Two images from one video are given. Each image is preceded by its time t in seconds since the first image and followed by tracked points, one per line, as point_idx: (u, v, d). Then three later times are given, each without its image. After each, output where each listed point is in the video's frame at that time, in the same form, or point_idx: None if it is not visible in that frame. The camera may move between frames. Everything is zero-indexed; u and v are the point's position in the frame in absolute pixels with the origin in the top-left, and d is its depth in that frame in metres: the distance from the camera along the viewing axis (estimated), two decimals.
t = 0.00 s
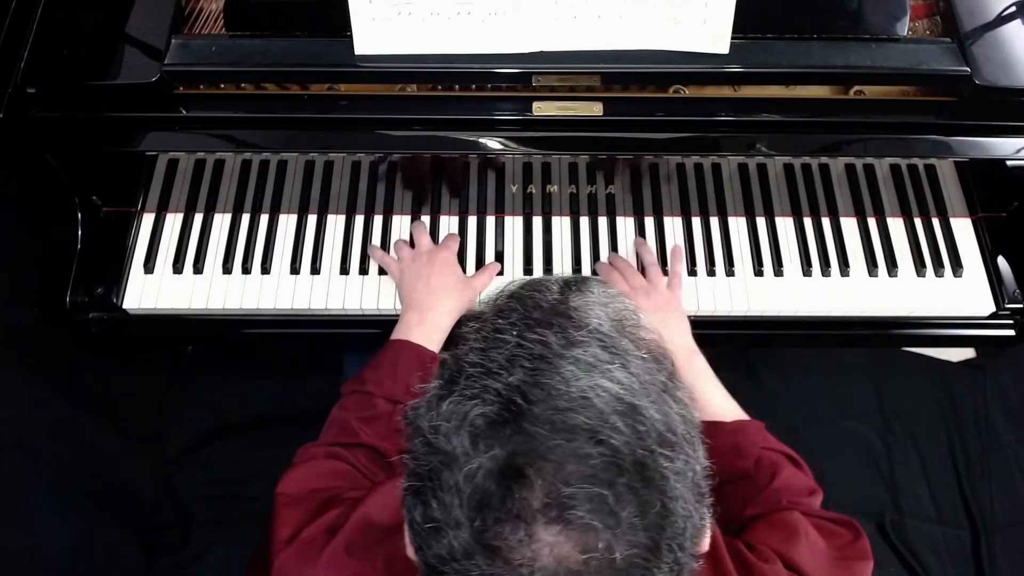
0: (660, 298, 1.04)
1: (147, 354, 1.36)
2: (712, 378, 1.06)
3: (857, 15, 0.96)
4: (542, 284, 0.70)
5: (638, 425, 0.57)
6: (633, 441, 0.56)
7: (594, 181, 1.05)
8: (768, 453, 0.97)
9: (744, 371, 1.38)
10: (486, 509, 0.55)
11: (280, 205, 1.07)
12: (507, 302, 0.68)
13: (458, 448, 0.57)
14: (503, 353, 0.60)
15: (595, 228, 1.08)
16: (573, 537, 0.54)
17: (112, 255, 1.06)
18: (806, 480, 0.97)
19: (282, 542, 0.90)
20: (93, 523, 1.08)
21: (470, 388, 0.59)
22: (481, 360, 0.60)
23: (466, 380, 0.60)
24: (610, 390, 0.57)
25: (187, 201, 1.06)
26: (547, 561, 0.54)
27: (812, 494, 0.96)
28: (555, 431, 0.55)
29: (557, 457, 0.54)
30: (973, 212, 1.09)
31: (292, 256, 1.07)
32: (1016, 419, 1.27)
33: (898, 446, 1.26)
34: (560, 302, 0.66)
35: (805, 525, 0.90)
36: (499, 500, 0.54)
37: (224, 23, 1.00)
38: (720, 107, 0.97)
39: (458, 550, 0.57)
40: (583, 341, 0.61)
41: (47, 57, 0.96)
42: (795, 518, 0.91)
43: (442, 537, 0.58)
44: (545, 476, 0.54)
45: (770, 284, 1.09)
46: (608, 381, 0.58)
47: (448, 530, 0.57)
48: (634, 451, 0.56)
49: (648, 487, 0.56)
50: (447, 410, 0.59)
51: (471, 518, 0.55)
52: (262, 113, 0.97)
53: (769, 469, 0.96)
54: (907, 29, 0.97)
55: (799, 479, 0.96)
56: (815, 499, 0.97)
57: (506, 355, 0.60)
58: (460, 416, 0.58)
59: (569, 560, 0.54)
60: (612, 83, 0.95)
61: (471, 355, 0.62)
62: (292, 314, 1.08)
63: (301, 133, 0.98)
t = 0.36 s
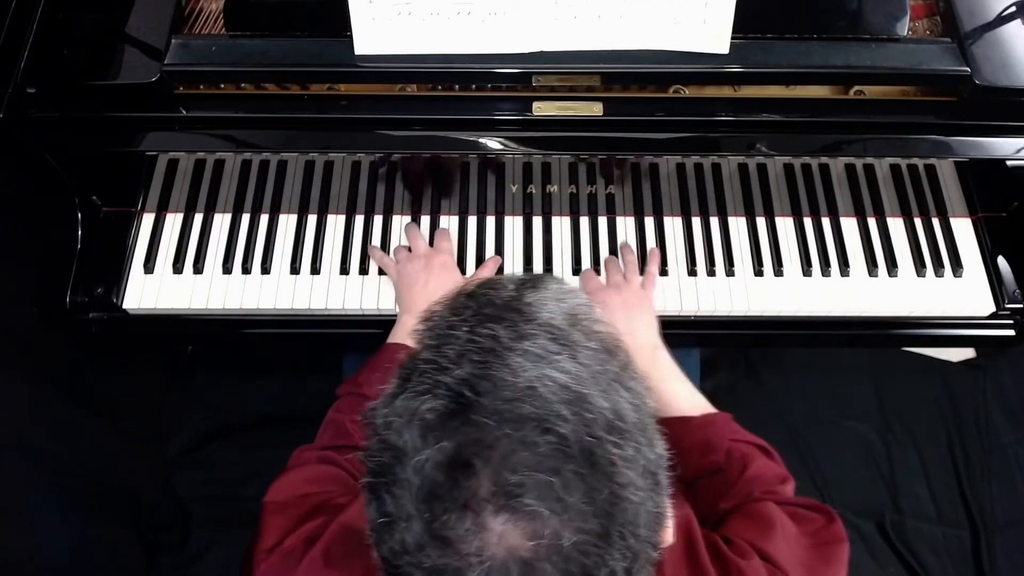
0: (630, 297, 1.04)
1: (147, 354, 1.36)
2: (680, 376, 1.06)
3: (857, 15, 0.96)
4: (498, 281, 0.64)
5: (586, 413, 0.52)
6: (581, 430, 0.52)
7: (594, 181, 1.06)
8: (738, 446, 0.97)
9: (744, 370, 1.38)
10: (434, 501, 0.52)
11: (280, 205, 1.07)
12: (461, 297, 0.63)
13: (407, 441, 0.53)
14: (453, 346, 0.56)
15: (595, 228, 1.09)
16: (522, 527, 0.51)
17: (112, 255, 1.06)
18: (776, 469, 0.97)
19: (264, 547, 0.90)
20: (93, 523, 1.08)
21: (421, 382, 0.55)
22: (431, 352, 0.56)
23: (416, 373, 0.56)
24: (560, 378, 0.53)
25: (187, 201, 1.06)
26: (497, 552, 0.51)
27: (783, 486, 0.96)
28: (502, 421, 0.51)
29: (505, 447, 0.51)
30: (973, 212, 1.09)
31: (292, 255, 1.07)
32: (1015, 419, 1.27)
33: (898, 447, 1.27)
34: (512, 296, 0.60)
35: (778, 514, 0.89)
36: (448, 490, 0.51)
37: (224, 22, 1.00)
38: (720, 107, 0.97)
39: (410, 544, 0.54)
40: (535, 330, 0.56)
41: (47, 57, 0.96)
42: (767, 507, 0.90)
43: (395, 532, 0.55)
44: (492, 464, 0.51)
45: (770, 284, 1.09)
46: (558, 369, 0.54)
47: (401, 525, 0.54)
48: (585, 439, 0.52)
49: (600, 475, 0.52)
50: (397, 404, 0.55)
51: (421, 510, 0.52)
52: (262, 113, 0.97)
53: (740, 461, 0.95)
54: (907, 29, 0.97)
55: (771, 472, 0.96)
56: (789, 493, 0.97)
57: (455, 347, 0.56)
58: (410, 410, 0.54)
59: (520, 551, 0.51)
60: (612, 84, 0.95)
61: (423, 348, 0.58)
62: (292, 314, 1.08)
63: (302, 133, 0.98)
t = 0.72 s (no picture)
0: (594, 292, 1.07)
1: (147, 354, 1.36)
2: (650, 362, 1.09)
3: (857, 15, 0.96)
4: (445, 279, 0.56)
5: (533, 437, 0.47)
6: (527, 455, 0.46)
7: (594, 181, 1.06)
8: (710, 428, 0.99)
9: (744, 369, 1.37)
10: (376, 526, 0.49)
11: (280, 205, 1.07)
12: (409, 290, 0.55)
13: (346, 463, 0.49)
14: (392, 361, 0.49)
15: (595, 228, 1.09)
16: (465, 552, 0.47)
17: (113, 255, 1.06)
18: (749, 449, 0.98)
19: (243, 544, 0.91)
20: (93, 523, 1.08)
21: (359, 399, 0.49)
22: (372, 364, 0.50)
23: (356, 388, 0.50)
24: (507, 400, 0.47)
25: (187, 201, 1.06)
26: None
27: (755, 466, 0.97)
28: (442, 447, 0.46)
29: (446, 473, 0.47)
30: (973, 212, 1.09)
31: (292, 256, 1.07)
32: (1015, 419, 1.27)
33: (898, 447, 1.27)
34: (461, 299, 0.52)
35: (745, 503, 0.89)
36: (390, 513, 0.48)
37: (224, 22, 1.00)
38: (720, 107, 0.97)
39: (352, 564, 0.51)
40: (483, 340, 0.49)
41: (47, 57, 0.95)
42: (734, 496, 0.90)
43: (336, 549, 0.52)
44: (434, 489, 0.47)
45: (770, 284, 1.09)
46: (505, 388, 0.47)
47: (341, 544, 0.51)
48: (532, 467, 0.46)
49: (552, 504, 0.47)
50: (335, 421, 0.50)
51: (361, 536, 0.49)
52: (262, 113, 0.97)
53: (712, 441, 0.98)
54: (907, 29, 0.97)
55: (741, 454, 0.97)
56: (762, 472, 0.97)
57: (396, 360, 0.49)
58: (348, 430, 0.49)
59: None
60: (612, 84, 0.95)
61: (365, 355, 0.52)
62: (292, 314, 1.08)
63: (302, 132, 0.98)
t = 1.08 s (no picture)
0: (561, 286, 1.05)
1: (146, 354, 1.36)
2: (619, 357, 1.07)
3: (857, 15, 0.96)
4: (386, 290, 0.62)
5: (457, 447, 0.51)
6: (453, 465, 0.51)
7: (594, 181, 1.05)
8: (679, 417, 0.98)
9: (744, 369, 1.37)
10: (309, 539, 0.53)
11: (280, 205, 1.07)
12: (346, 314, 0.61)
13: (283, 478, 0.54)
14: (327, 379, 0.55)
15: (595, 228, 1.09)
16: (395, 562, 0.51)
17: (113, 255, 1.06)
18: (719, 435, 0.97)
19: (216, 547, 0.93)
20: (93, 523, 1.08)
21: (297, 417, 0.54)
22: (309, 382, 0.55)
23: (294, 406, 0.55)
24: (431, 411, 0.52)
25: (187, 201, 1.06)
26: None
27: (724, 453, 0.95)
28: (370, 460, 0.51)
29: (374, 487, 0.51)
30: (973, 212, 1.09)
31: (292, 255, 1.07)
32: (1015, 419, 1.27)
33: (898, 447, 1.27)
34: (396, 316, 0.58)
35: (711, 491, 0.87)
36: (321, 528, 0.52)
37: (223, 22, 1.00)
38: (720, 107, 0.97)
39: None
40: (411, 357, 0.54)
41: (47, 58, 0.96)
42: (700, 487, 0.88)
43: (277, 562, 0.56)
44: (362, 504, 0.51)
45: (770, 284, 1.09)
46: (430, 401, 0.52)
47: (281, 558, 0.56)
48: (457, 476, 0.51)
49: (476, 511, 0.51)
50: (275, 439, 0.55)
51: (297, 548, 0.54)
52: (262, 113, 0.97)
53: (681, 430, 0.96)
54: (907, 29, 0.97)
55: (709, 442, 0.95)
56: (731, 457, 0.95)
57: (330, 379, 0.54)
58: (287, 446, 0.54)
59: None
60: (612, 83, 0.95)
61: (302, 376, 0.57)
62: (292, 314, 1.08)
63: (302, 132, 0.98)
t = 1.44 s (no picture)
0: (528, 277, 1.05)
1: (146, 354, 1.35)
2: (586, 347, 1.08)
3: (857, 15, 0.96)
4: (345, 284, 0.66)
5: (400, 433, 0.52)
6: (397, 450, 0.52)
7: (594, 181, 1.05)
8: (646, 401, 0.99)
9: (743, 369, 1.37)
10: (258, 525, 0.54)
11: (280, 205, 1.07)
12: (304, 309, 0.64)
13: (234, 465, 0.56)
14: (279, 369, 0.57)
15: (595, 229, 1.09)
16: (339, 547, 0.52)
17: (113, 255, 1.06)
18: (685, 418, 0.98)
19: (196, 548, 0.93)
20: (93, 523, 1.08)
21: (251, 407, 0.56)
22: (263, 374, 0.58)
23: (248, 397, 0.58)
24: (375, 398, 0.54)
25: (187, 201, 1.06)
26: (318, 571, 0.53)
27: (692, 436, 0.96)
28: (315, 446, 0.52)
29: (317, 472, 0.52)
30: (973, 212, 1.09)
31: (292, 255, 1.07)
32: (1015, 419, 1.27)
33: (897, 446, 1.27)
34: (349, 311, 0.61)
35: (681, 479, 0.88)
36: (267, 514, 0.53)
37: (223, 22, 1.00)
38: (720, 107, 0.97)
39: (240, 564, 0.56)
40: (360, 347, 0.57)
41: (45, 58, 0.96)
42: (670, 473, 0.89)
43: (228, 551, 0.57)
44: (306, 491, 0.52)
45: (770, 284, 1.09)
46: (375, 388, 0.54)
47: (232, 546, 0.57)
48: (402, 462, 0.52)
49: (421, 497, 0.52)
50: (229, 429, 0.58)
51: (245, 534, 0.55)
52: (262, 113, 0.97)
53: (648, 415, 0.97)
54: (907, 29, 0.97)
55: (676, 426, 0.96)
56: (697, 440, 0.96)
57: (281, 369, 0.57)
58: (238, 435, 0.56)
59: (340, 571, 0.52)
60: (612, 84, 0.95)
61: (258, 369, 0.60)
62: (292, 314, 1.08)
63: (303, 132, 0.98)
